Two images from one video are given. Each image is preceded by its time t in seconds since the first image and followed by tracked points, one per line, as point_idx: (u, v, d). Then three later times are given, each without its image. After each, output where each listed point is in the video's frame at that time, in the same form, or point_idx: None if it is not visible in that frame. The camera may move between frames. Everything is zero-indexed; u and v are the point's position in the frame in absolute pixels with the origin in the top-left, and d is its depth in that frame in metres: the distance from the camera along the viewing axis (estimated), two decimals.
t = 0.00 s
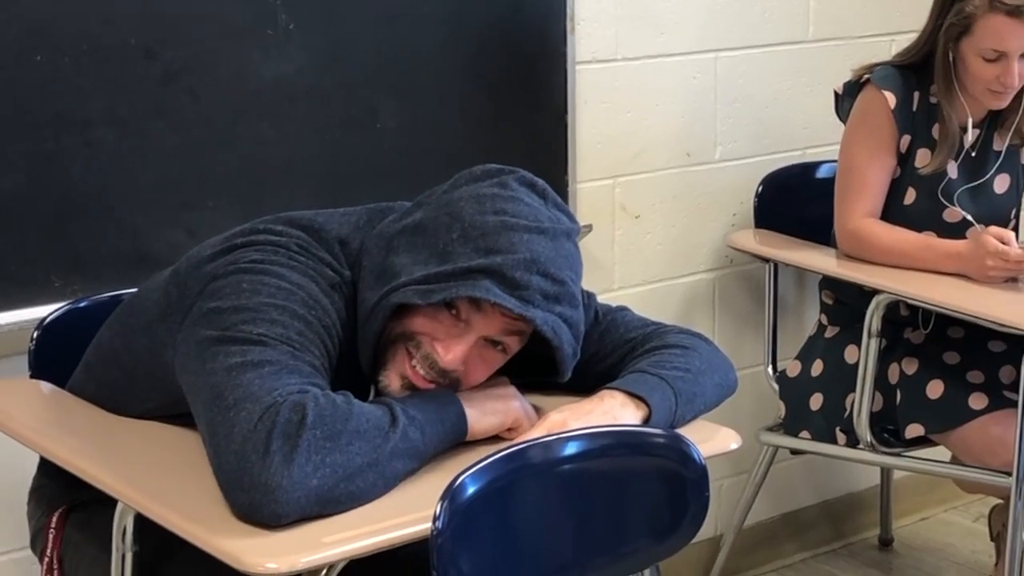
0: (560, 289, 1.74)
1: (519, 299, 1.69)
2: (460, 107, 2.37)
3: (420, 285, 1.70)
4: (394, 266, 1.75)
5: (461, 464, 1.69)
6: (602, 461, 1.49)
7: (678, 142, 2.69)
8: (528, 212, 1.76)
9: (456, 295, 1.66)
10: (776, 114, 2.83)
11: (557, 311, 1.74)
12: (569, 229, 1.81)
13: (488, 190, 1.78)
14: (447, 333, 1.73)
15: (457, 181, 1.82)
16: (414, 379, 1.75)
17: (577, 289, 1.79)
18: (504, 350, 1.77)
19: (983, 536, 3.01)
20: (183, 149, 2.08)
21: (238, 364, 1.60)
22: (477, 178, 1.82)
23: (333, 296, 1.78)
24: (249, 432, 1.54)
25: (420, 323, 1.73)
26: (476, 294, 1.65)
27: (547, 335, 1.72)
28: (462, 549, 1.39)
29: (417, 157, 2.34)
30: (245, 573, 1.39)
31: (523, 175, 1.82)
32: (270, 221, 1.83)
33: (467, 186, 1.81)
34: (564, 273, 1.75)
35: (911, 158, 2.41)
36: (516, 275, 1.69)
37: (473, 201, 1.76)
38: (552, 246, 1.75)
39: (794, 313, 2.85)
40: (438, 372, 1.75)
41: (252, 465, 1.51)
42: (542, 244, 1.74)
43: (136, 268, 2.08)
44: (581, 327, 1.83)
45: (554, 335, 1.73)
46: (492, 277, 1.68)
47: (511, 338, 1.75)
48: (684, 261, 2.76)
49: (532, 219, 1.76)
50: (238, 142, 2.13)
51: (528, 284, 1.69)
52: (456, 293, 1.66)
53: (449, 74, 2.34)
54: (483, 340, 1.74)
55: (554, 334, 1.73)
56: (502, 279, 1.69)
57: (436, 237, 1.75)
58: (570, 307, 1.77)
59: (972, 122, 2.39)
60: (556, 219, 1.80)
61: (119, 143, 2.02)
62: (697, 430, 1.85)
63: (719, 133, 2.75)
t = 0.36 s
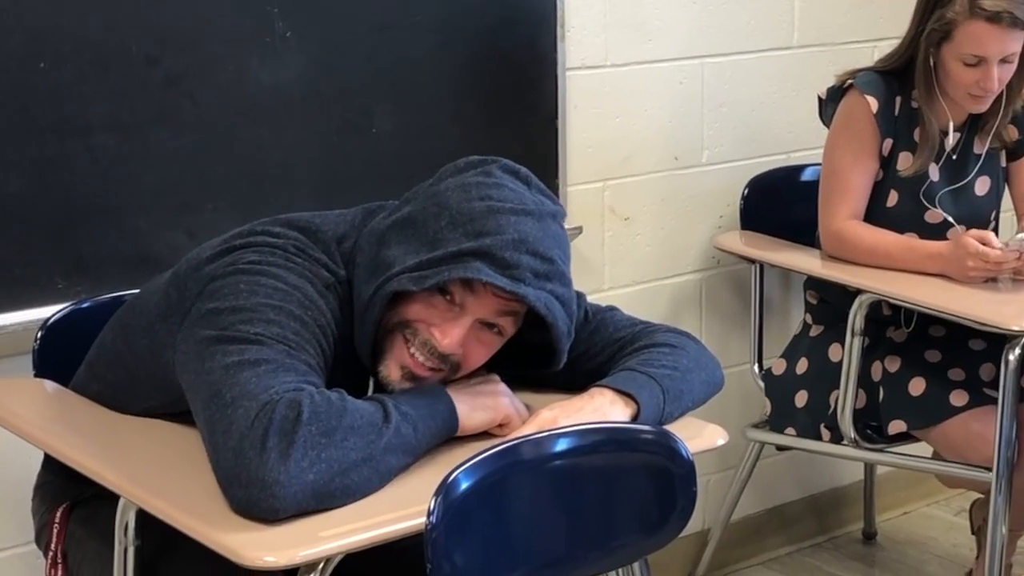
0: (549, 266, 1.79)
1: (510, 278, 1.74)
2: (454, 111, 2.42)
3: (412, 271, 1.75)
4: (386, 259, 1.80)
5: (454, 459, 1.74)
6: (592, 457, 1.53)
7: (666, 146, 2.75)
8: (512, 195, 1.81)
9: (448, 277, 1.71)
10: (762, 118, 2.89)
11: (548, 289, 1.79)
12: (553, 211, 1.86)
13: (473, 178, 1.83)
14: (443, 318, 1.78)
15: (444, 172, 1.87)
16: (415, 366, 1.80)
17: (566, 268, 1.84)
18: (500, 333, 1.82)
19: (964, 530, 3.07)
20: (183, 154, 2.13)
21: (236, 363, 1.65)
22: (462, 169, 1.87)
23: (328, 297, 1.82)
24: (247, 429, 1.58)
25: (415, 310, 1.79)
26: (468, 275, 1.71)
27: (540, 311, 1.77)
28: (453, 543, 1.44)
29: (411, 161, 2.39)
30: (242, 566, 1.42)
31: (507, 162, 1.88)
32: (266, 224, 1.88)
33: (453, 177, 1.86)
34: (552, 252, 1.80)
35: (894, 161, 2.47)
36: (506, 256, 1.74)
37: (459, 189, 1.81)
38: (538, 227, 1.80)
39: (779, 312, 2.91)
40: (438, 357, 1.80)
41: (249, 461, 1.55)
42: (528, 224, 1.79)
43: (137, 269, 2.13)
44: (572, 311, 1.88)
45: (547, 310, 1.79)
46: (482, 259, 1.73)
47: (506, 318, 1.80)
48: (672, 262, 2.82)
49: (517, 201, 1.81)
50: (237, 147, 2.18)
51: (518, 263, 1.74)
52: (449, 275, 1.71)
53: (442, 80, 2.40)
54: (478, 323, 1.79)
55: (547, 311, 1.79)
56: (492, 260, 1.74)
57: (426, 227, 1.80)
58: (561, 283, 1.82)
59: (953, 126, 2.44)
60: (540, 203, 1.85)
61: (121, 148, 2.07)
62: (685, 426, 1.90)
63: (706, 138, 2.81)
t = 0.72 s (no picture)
0: (539, 254, 1.84)
1: (503, 270, 1.79)
2: (447, 116, 2.47)
3: (407, 272, 1.80)
4: (379, 259, 1.84)
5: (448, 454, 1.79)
6: (583, 452, 1.59)
7: (655, 149, 2.80)
8: (497, 188, 1.86)
9: (444, 276, 1.77)
10: (748, 122, 2.95)
11: (541, 276, 1.85)
12: (538, 200, 1.91)
13: (457, 174, 1.87)
14: (444, 315, 1.83)
15: (429, 169, 1.91)
16: (424, 363, 1.85)
17: (555, 253, 1.89)
18: (499, 323, 1.88)
19: (947, 524, 3.13)
20: (183, 157, 2.18)
21: (235, 361, 1.69)
22: (445, 165, 1.91)
23: (324, 296, 1.87)
24: (246, 425, 1.63)
25: (415, 311, 1.84)
26: (462, 272, 1.76)
27: (536, 297, 1.83)
28: (447, 535, 1.49)
29: (405, 163, 2.44)
30: (242, 560, 1.47)
31: (489, 157, 1.92)
32: (261, 225, 1.93)
33: (438, 173, 1.90)
34: (541, 240, 1.85)
35: (877, 163, 2.53)
36: (497, 249, 1.79)
37: (445, 187, 1.86)
38: (524, 218, 1.85)
39: (765, 311, 2.97)
40: (444, 353, 1.85)
41: (248, 457, 1.60)
42: (515, 215, 1.84)
43: (138, 270, 2.18)
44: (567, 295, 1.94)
45: (543, 297, 1.85)
46: (473, 254, 1.79)
47: (504, 308, 1.86)
48: (661, 262, 2.88)
49: (502, 194, 1.86)
50: (235, 150, 2.23)
51: (509, 256, 1.80)
52: (445, 273, 1.77)
53: (436, 85, 2.45)
54: (477, 315, 1.85)
55: (541, 296, 1.84)
56: (483, 254, 1.79)
57: (416, 227, 1.84)
58: (553, 269, 1.88)
59: (935, 129, 2.51)
60: (524, 191, 1.90)
61: (122, 152, 2.11)
62: (673, 423, 1.95)
63: (693, 141, 2.87)
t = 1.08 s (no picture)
0: (526, 263, 1.89)
1: (490, 279, 1.84)
2: (440, 120, 2.53)
3: (395, 280, 1.85)
4: (370, 267, 1.89)
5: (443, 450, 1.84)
6: (573, 449, 1.64)
7: (643, 153, 2.86)
8: (486, 197, 1.91)
9: (432, 284, 1.81)
10: (734, 127, 3.01)
11: (529, 285, 1.89)
12: (526, 208, 1.95)
13: (447, 184, 1.92)
14: (432, 322, 1.88)
15: (420, 178, 1.96)
16: (413, 368, 1.90)
17: (542, 263, 1.94)
18: (487, 330, 1.93)
19: (929, 519, 3.19)
20: (183, 161, 2.23)
21: (233, 360, 1.74)
22: (435, 174, 1.96)
23: (319, 298, 1.92)
24: (244, 421, 1.67)
25: (404, 318, 1.89)
26: (450, 280, 1.81)
27: (522, 307, 1.88)
28: (440, 530, 1.54)
29: (399, 166, 2.49)
30: (241, 553, 1.51)
31: (479, 166, 1.97)
32: (258, 229, 1.98)
33: (429, 182, 1.95)
34: (528, 250, 1.90)
35: (860, 167, 2.59)
36: (484, 258, 1.84)
37: (435, 196, 1.90)
38: (513, 227, 1.90)
39: (750, 311, 3.02)
40: (432, 359, 1.90)
41: (247, 452, 1.64)
42: (503, 225, 1.89)
43: (139, 271, 2.23)
44: (553, 301, 1.98)
45: (529, 306, 1.89)
46: (462, 263, 1.83)
47: (492, 315, 1.91)
48: (648, 263, 2.93)
49: (491, 203, 1.90)
50: (233, 154, 2.28)
51: (495, 265, 1.85)
52: (432, 282, 1.81)
53: (429, 90, 2.50)
54: (465, 322, 1.90)
55: (528, 306, 1.89)
56: (471, 263, 1.84)
57: (407, 235, 1.89)
58: (540, 278, 1.93)
59: (916, 133, 2.56)
60: (513, 201, 1.95)
61: (123, 156, 2.16)
62: (661, 420, 2.01)
63: (680, 145, 2.92)
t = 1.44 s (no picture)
0: (506, 254, 1.93)
1: (471, 273, 1.88)
2: (432, 127, 2.58)
3: (379, 282, 1.89)
4: (354, 270, 1.94)
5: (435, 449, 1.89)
6: (562, 449, 1.68)
7: (631, 160, 2.91)
8: (462, 193, 1.94)
9: (414, 282, 1.86)
10: (719, 134, 3.07)
11: (510, 275, 1.94)
12: (502, 200, 1.99)
13: (422, 182, 1.96)
14: (421, 319, 1.93)
15: (397, 180, 2.00)
16: (406, 366, 1.95)
17: (522, 254, 1.98)
18: (474, 323, 1.98)
19: (908, 518, 3.25)
20: (181, 167, 2.27)
21: (226, 361, 1.78)
22: (411, 174, 2.00)
23: (311, 301, 1.97)
24: (238, 421, 1.71)
25: (393, 318, 1.94)
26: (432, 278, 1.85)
27: (505, 297, 1.92)
28: (432, 529, 1.59)
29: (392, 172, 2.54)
30: (236, 550, 1.55)
31: (454, 162, 2.01)
32: (249, 234, 2.03)
33: (405, 183, 1.99)
34: (507, 240, 1.94)
35: (842, 173, 2.65)
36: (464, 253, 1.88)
37: (412, 196, 1.94)
38: (490, 219, 1.94)
39: (735, 315, 3.08)
40: (424, 356, 1.95)
41: (241, 451, 1.68)
42: (481, 219, 1.93)
43: (138, 274, 2.27)
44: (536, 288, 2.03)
45: (512, 295, 1.93)
46: (442, 260, 1.87)
47: (477, 307, 1.96)
48: (635, 267, 2.98)
49: (467, 198, 1.94)
50: (230, 160, 2.33)
51: (475, 259, 1.89)
52: (414, 281, 1.86)
53: (421, 98, 2.55)
54: (452, 316, 1.95)
55: (511, 295, 1.93)
56: (451, 259, 1.88)
57: (389, 237, 1.93)
58: (520, 268, 1.97)
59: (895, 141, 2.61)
60: (489, 194, 1.98)
61: (123, 162, 2.21)
62: (648, 421, 2.06)
63: (667, 152, 2.98)
